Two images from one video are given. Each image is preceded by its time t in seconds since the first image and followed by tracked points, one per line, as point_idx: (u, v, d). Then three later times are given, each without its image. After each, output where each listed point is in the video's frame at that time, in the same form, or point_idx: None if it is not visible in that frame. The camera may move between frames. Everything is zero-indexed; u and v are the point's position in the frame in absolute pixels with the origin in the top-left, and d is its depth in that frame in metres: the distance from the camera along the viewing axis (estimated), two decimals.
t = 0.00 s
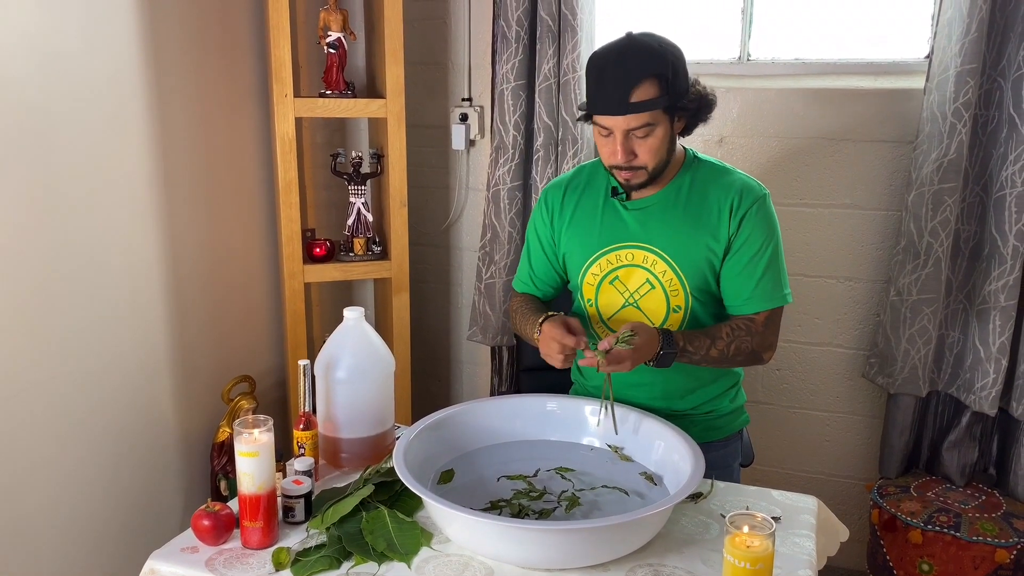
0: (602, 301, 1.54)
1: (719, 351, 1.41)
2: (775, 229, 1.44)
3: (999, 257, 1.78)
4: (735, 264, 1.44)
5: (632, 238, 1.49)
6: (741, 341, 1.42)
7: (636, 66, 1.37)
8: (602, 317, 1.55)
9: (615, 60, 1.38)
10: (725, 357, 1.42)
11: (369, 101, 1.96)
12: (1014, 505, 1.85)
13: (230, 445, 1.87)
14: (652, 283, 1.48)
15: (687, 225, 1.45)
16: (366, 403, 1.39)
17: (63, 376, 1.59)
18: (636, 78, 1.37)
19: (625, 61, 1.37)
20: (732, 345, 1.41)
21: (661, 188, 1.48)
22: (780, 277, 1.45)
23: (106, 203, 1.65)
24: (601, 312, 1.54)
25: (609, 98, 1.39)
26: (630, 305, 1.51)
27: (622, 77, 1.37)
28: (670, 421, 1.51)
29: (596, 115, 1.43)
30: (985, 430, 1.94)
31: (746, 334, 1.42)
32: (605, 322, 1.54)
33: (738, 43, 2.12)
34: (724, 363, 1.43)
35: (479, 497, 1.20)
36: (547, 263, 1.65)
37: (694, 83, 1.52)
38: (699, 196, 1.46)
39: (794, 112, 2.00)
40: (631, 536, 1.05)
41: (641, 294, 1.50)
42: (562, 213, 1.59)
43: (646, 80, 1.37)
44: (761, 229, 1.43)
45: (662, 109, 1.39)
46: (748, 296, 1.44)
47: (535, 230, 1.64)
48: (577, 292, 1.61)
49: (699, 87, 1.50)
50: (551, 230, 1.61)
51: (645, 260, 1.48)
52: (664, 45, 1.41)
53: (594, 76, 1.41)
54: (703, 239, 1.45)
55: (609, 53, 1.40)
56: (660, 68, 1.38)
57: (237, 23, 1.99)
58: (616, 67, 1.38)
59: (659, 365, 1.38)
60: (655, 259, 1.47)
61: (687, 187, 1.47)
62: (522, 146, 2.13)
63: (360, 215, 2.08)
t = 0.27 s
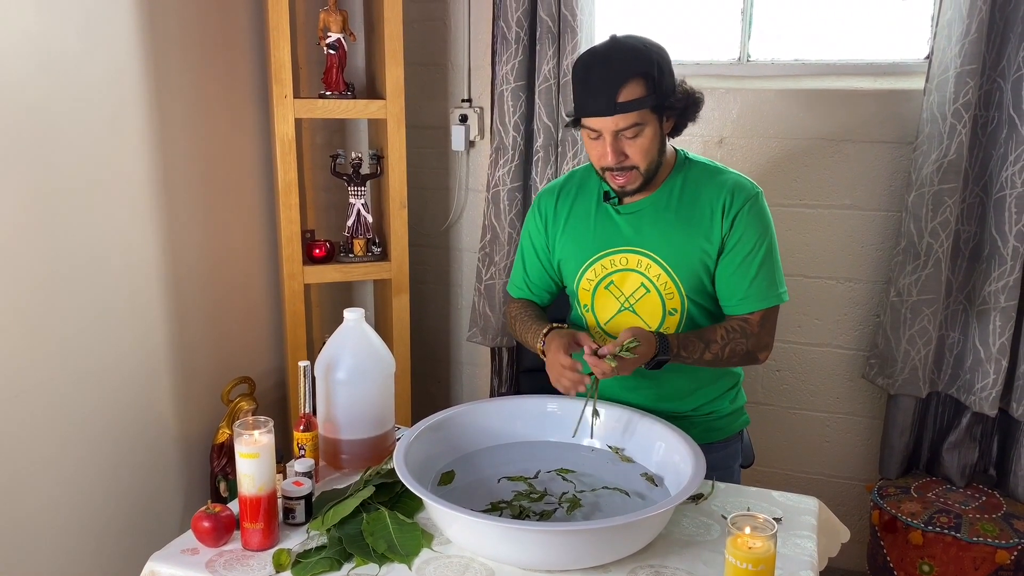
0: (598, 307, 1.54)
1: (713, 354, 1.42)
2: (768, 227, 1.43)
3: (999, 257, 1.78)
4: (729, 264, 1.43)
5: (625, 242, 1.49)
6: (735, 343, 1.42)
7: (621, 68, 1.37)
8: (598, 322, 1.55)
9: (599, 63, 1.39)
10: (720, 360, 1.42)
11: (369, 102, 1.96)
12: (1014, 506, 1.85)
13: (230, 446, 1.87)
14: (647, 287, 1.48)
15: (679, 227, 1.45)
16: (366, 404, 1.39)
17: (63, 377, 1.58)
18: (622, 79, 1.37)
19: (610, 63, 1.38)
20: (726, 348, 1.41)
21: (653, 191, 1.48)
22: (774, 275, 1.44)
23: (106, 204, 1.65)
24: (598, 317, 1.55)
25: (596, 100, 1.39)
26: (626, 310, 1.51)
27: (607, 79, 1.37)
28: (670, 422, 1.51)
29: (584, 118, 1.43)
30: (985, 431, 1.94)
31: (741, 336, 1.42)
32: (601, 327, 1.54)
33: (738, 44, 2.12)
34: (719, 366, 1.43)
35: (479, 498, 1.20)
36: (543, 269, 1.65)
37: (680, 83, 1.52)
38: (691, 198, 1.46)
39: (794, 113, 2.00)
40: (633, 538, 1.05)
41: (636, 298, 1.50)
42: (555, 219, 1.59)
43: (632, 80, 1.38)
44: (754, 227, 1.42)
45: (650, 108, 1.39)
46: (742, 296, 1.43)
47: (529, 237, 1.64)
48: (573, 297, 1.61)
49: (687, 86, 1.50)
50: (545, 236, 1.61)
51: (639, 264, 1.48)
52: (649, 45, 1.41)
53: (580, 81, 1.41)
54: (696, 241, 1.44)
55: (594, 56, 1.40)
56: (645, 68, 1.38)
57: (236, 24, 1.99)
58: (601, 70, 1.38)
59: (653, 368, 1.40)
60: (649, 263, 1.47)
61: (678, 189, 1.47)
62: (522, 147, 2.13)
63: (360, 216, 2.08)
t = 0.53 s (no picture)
0: (595, 310, 1.54)
1: (706, 354, 1.42)
2: (762, 226, 1.44)
3: (997, 258, 1.78)
4: (723, 265, 1.43)
5: (621, 245, 1.50)
6: (728, 343, 1.42)
7: (605, 71, 1.38)
8: (595, 326, 1.55)
9: (585, 67, 1.40)
10: (713, 360, 1.42)
11: (368, 103, 1.97)
12: (1013, 507, 1.85)
13: (230, 447, 1.87)
14: (643, 290, 1.48)
15: (673, 230, 1.45)
16: (365, 406, 1.39)
17: (62, 379, 1.59)
18: (606, 82, 1.37)
19: (594, 66, 1.39)
20: (719, 348, 1.42)
21: (645, 193, 1.49)
22: (768, 275, 1.44)
23: (105, 205, 1.66)
24: (595, 321, 1.55)
25: (581, 104, 1.40)
26: (622, 313, 1.51)
27: (591, 82, 1.38)
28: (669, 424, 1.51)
29: (571, 122, 1.44)
30: (984, 431, 1.94)
31: (733, 336, 1.42)
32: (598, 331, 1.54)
33: (737, 45, 2.12)
34: (712, 366, 1.43)
35: (478, 499, 1.20)
36: (540, 275, 1.65)
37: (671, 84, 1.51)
38: (684, 199, 1.46)
39: (793, 115, 2.00)
40: (632, 539, 1.05)
41: (632, 301, 1.50)
42: (551, 224, 1.59)
43: (617, 83, 1.38)
44: (747, 227, 1.42)
45: (636, 110, 1.39)
46: (737, 296, 1.44)
47: (526, 243, 1.64)
48: (570, 302, 1.61)
49: (676, 89, 1.50)
50: (541, 242, 1.62)
51: (634, 267, 1.48)
52: (634, 48, 1.41)
53: (567, 85, 1.43)
54: (690, 243, 1.44)
55: (580, 61, 1.41)
56: (630, 71, 1.38)
57: (236, 26, 2.00)
58: (586, 74, 1.39)
59: (647, 368, 1.40)
60: (644, 266, 1.48)
61: (672, 190, 1.47)
62: (522, 149, 2.13)
63: (359, 218, 2.08)
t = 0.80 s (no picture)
0: (596, 309, 1.55)
1: (707, 352, 1.42)
2: (764, 226, 1.44)
3: (998, 258, 1.78)
4: (724, 264, 1.44)
5: (622, 244, 1.50)
6: (729, 342, 1.42)
7: (612, 67, 1.38)
8: (596, 325, 1.55)
9: (591, 62, 1.40)
10: (714, 359, 1.42)
11: (369, 103, 1.97)
12: (1014, 506, 1.85)
13: (231, 447, 1.87)
14: (644, 289, 1.49)
15: (675, 229, 1.45)
16: (367, 405, 1.39)
17: (64, 379, 1.59)
18: (612, 78, 1.38)
19: (601, 62, 1.39)
20: (720, 346, 1.42)
21: (647, 193, 1.49)
22: (770, 275, 1.44)
23: (107, 206, 1.66)
24: (596, 319, 1.55)
25: (586, 99, 1.40)
26: (624, 312, 1.51)
27: (597, 77, 1.39)
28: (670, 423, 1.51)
29: (575, 116, 1.44)
30: (984, 431, 1.95)
31: (735, 335, 1.43)
32: (599, 329, 1.54)
33: (737, 45, 2.13)
34: (713, 365, 1.43)
35: (480, 498, 1.20)
36: (542, 273, 1.65)
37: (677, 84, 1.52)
38: (686, 199, 1.46)
39: (793, 115, 2.01)
40: (634, 538, 1.05)
41: (633, 301, 1.50)
42: (553, 223, 1.59)
43: (622, 80, 1.38)
44: (749, 227, 1.42)
45: (640, 109, 1.39)
46: (738, 295, 1.44)
47: (527, 242, 1.64)
48: (572, 300, 1.61)
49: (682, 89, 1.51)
50: (543, 240, 1.62)
51: (636, 267, 1.49)
52: (643, 46, 1.41)
53: (573, 79, 1.43)
54: (692, 243, 1.45)
55: (588, 56, 1.42)
56: (636, 69, 1.38)
57: (237, 26, 2.00)
58: (592, 69, 1.39)
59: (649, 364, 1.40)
60: (646, 266, 1.48)
61: (674, 190, 1.47)
62: (523, 149, 2.13)
63: (360, 217, 2.08)
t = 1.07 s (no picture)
0: (599, 309, 1.55)
1: (710, 353, 1.42)
2: (767, 228, 1.44)
3: (998, 258, 1.79)
4: (727, 265, 1.44)
5: (626, 245, 1.50)
6: (732, 343, 1.43)
7: (620, 69, 1.38)
8: (599, 325, 1.56)
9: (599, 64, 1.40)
10: (717, 359, 1.43)
11: (371, 103, 1.97)
12: (1014, 505, 1.86)
13: (233, 446, 1.88)
14: (648, 290, 1.49)
15: (679, 230, 1.46)
16: (369, 405, 1.39)
17: (66, 378, 1.59)
18: (619, 80, 1.38)
19: (609, 64, 1.39)
20: (722, 347, 1.43)
21: (651, 193, 1.49)
22: (773, 276, 1.45)
23: (109, 206, 1.66)
24: (599, 319, 1.56)
25: (592, 101, 1.40)
26: (627, 312, 1.52)
27: (605, 80, 1.39)
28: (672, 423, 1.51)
29: (581, 118, 1.44)
30: (985, 430, 1.95)
31: (738, 337, 1.43)
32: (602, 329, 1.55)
33: (738, 45, 2.13)
34: (716, 366, 1.44)
35: (482, 497, 1.21)
36: (545, 272, 1.66)
37: (683, 87, 1.52)
38: (690, 200, 1.47)
39: (794, 114, 2.01)
40: (636, 537, 1.06)
41: (637, 301, 1.50)
42: (556, 222, 1.60)
43: (630, 83, 1.38)
44: (753, 228, 1.42)
45: (647, 112, 1.40)
46: (740, 297, 1.44)
47: (531, 240, 1.65)
48: (575, 300, 1.62)
49: (687, 93, 1.52)
50: (546, 239, 1.62)
51: (639, 267, 1.49)
52: (650, 49, 1.42)
53: (580, 81, 1.43)
54: (695, 243, 1.45)
55: (595, 57, 1.41)
56: (644, 71, 1.38)
57: (239, 26, 2.00)
58: (600, 71, 1.39)
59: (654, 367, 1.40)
60: (649, 266, 1.48)
61: (678, 191, 1.48)
62: (524, 149, 2.14)
63: (362, 217, 2.09)
